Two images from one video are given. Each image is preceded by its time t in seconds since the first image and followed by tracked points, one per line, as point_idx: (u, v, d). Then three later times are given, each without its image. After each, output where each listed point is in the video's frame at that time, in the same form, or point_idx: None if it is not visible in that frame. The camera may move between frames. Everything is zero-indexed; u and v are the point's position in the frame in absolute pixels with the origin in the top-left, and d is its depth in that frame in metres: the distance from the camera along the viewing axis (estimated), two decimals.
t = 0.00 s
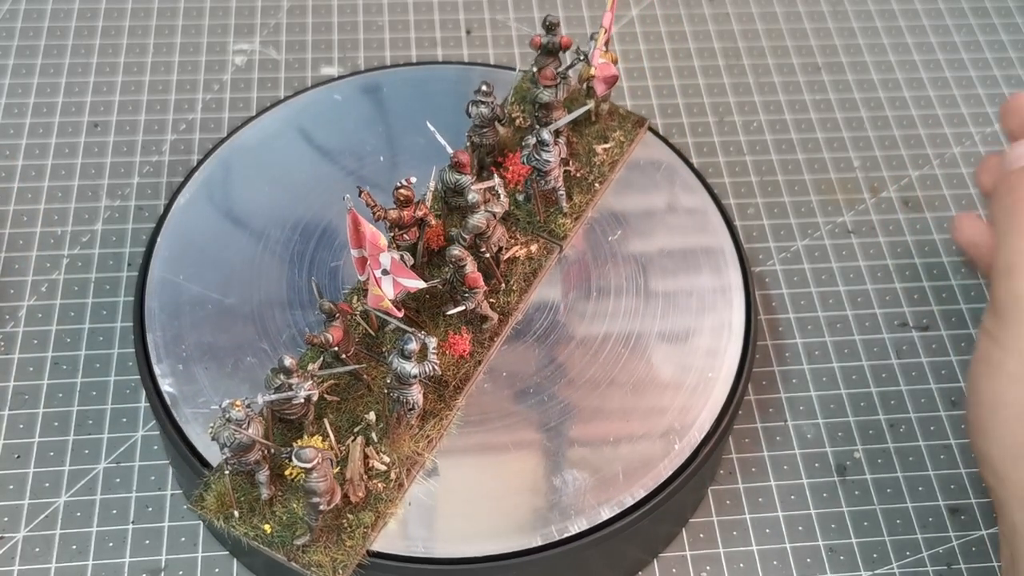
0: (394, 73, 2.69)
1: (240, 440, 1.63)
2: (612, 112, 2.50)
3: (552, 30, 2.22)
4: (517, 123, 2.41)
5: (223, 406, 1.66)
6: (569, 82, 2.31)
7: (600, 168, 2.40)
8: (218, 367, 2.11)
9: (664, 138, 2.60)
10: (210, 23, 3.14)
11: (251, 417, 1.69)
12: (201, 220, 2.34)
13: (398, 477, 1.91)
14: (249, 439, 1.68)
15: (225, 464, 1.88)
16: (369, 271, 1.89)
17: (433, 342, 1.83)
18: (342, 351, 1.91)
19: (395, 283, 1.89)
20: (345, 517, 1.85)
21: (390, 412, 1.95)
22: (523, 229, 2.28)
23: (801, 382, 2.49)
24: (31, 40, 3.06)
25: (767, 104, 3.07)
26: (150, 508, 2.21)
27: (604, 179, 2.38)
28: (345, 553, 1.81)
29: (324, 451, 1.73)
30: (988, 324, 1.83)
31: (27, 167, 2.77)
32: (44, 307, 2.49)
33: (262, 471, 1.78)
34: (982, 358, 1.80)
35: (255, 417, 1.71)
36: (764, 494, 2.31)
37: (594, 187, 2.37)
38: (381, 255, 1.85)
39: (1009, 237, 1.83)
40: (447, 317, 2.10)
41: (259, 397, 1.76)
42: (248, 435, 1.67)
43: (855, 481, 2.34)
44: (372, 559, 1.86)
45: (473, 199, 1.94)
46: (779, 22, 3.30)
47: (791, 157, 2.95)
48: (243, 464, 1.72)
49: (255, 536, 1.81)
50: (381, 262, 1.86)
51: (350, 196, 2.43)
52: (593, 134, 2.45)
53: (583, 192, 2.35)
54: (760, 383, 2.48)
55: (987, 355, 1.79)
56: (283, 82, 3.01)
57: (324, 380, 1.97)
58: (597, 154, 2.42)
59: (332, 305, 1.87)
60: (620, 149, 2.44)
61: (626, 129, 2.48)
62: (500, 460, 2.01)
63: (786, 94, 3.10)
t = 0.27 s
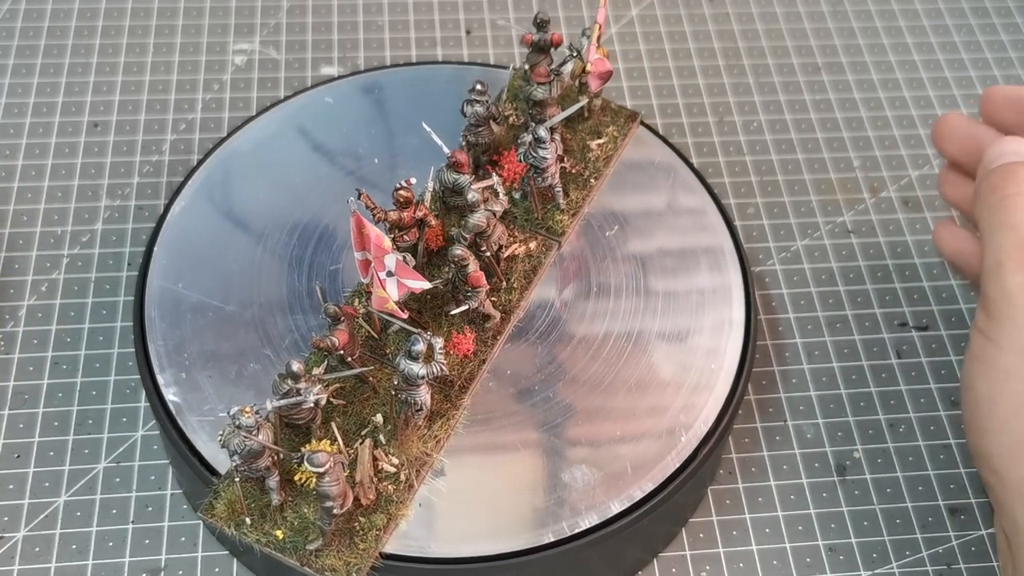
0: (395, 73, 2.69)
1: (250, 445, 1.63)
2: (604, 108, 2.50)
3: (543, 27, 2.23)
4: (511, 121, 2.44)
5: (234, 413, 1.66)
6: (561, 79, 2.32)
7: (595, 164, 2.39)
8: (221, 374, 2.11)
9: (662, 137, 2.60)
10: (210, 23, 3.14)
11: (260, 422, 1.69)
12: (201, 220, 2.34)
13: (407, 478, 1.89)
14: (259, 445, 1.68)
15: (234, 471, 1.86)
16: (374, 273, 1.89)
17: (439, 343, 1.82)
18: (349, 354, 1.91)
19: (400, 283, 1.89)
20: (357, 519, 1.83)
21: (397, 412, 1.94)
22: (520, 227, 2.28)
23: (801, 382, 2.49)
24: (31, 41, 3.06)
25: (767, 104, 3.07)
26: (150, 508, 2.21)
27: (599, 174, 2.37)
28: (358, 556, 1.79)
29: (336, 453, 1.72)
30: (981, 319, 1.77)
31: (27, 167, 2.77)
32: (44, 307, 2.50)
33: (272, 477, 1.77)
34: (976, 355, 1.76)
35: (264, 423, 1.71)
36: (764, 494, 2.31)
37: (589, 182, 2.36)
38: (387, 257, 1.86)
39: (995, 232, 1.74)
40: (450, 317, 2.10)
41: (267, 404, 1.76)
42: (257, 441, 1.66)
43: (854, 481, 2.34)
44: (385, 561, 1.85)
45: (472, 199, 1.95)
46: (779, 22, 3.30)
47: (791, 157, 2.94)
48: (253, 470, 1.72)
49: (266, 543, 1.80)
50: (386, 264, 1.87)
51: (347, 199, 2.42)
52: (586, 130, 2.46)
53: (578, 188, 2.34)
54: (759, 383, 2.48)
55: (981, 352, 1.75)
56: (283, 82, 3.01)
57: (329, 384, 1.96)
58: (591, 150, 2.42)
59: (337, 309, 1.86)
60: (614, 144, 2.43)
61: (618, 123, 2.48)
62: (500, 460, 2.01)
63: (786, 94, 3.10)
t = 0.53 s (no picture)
0: (395, 73, 2.69)
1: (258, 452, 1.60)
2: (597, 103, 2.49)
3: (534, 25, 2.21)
4: (505, 120, 2.42)
5: (242, 419, 1.64)
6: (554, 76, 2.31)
7: (590, 160, 2.37)
8: (225, 382, 2.10)
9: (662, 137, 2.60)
10: (210, 23, 3.14)
11: (269, 428, 1.67)
12: (201, 221, 2.34)
13: (417, 480, 1.86)
14: (270, 452, 1.66)
15: (243, 478, 1.83)
16: (377, 275, 1.89)
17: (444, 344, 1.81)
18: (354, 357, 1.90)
19: (403, 284, 1.88)
20: (370, 522, 1.80)
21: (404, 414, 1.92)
22: (519, 225, 2.25)
23: (801, 382, 2.49)
24: (31, 41, 3.06)
25: (767, 104, 3.08)
26: (150, 508, 2.21)
27: (595, 171, 2.35)
28: (370, 559, 1.76)
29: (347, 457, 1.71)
30: (981, 318, 1.78)
31: (27, 167, 2.77)
32: (44, 307, 2.49)
33: (282, 483, 1.74)
34: (977, 356, 1.77)
35: (274, 430, 1.70)
36: (764, 494, 2.31)
37: (585, 178, 2.33)
38: (390, 259, 1.85)
39: (997, 230, 1.74)
40: (453, 318, 2.08)
41: (275, 410, 1.74)
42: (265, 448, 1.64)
43: (854, 481, 2.34)
44: (399, 563, 1.85)
45: (472, 199, 1.94)
46: (779, 22, 3.31)
47: (791, 157, 2.95)
48: (263, 477, 1.70)
49: (278, 549, 1.76)
50: (390, 266, 1.86)
51: (347, 199, 2.42)
52: (580, 126, 2.44)
53: (574, 184, 2.32)
54: (759, 383, 2.48)
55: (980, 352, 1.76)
56: (283, 82, 3.01)
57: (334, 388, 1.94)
58: (586, 147, 2.40)
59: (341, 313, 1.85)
60: (608, 140, 2.41)
61: (611, 119, 2.46)
62: (500, 460, 2.01)
63: (786, 94, 3.10)
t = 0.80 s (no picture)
0: (395, 74, 2.69)
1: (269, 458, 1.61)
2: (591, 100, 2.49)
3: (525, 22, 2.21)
4: (499, 118, 2.40)
5: (251, 426, 1.64)
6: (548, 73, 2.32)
7: (585, 157, 2.37)
8: (229, 389, 2.10)
9: (661, 137, 2.60)
10: (210, 23, 3.14)
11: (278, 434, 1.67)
12: (202, 222, 2.35)
13: (427, 481, 1.86)
14: (280, 457, 1.66)
15: (252, 485, 1.82)
16: (382, 277, 1.89)
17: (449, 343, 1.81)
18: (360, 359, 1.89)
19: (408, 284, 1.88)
20: (381, 524, 1.79)
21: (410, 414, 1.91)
22: (516, 223, 2.25)
23: (801, 382, 2.49)
24: (31, 41, 3.06)
25: (767, 104, 3.07)
26: (150, 508, 2.21)
27: (590, 167, 2.35)
28: (383, 561, 1.75)
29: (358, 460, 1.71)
30: (981, 318, 1.77)
31: (27, 167, 2.77)
32: (44, 307, 2.50)
33: (292, 488, 1.73)
34: (977, 355, 1.77)
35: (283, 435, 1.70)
36: (764, 494, 2.31)
37: (580, 175, 2.33)
38: (396, 261, 1.85)
39: (997, 230, 1.74)
40: (455, 317, 2.07)
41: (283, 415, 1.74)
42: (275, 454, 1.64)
43: (854, 481, 2.34)
44: (410, 564, 1.85)
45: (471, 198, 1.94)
46: (779, 22, 3.31)
47: (791, 157, 2.95)
48: (274, 482, 1.70)
49: (290, 554, 1.75)
50: (395, 267, 1.86)
51: (347, 201, 2.42)
52: (573, 123, 2.43)
53: (569, 180, 2.32)
54: (760, 383, 2.48)
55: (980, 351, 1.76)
56: (283, 82, 3.01)
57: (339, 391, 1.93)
58: (580, 142, 2.40)
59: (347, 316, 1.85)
60: (602, 136, 2.41)
61: (604, 115, 2.46)
62: (499, 460, 2.01)
63: (786, 94, 3.10)
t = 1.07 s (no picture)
0: (396, 75, 2.69)
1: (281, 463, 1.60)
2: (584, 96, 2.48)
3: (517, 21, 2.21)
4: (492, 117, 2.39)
5: (262, 431, 1.64)
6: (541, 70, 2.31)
7: (580, 154, 2.37)
8: (233, 396, 2.09)
9: (661, 137, 2.60)
10: (210, 23, 3.14)
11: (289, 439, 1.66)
12: (202, 222, 2.35)
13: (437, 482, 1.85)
14: (291, 463, 1.65)
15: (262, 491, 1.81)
16: (387, 278, 1.89)
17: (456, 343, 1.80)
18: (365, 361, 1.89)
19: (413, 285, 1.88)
20: (394, 526, 1.79)
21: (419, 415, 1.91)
22: (514, 221, 2.24)
23: (801, 382, 2.49)
24: (31, 40, 3.06)
25: (767, 104, 3.08)
26: (150, 508, 2.21)
27: (585, 163, 2.35)
28: (397, 563, 1.75)
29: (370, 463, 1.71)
30: (979, 318, 1.77)
31: (27, 166, 2.77)
32: (43, 307, 2.49)
33: (303, 494, 1.73)
34: (974, 356, 1.77)
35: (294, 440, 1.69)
36: (764, 494, 2.31)
37: (576, 171, 2.33)
38: (402, 263, 1.85)
39: (995, 231, 1.74)
40: (456, 317, 2.07)
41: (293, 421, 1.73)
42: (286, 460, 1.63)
43: (854, 481, 2.34)
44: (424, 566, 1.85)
45: (471, 197, 1.94)
46: (779, 22, 3.31)
47: (791, 157, 2.95)
48: (285, 488, 1.69)
49: (303, 559, 1.74)
50: (400, 268, 1.86)
51: (347, 201, 2.42)
52: (567, 119, 2.43)
53: (566, 178, 2.32)
54: (760, 383, 2.48)
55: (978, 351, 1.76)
56: (283, 82, 3.01)
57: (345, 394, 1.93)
58: (574, 139, 2.39)
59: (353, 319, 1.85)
60: (595, 132, 2.41)
61: (598, 112, 2.46)
62: (500, 460, 2.01)
63: (786, 94, 3.11)
